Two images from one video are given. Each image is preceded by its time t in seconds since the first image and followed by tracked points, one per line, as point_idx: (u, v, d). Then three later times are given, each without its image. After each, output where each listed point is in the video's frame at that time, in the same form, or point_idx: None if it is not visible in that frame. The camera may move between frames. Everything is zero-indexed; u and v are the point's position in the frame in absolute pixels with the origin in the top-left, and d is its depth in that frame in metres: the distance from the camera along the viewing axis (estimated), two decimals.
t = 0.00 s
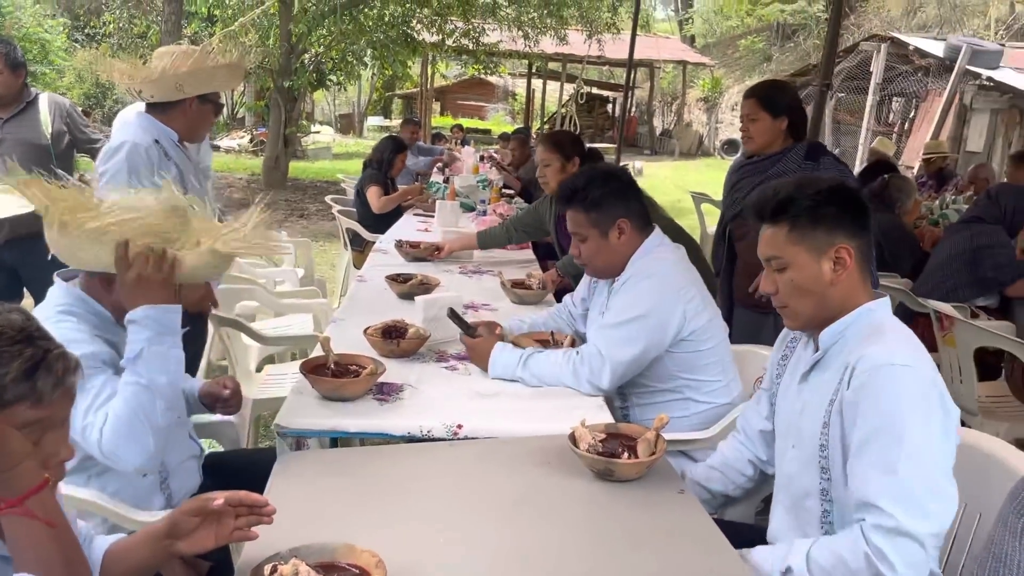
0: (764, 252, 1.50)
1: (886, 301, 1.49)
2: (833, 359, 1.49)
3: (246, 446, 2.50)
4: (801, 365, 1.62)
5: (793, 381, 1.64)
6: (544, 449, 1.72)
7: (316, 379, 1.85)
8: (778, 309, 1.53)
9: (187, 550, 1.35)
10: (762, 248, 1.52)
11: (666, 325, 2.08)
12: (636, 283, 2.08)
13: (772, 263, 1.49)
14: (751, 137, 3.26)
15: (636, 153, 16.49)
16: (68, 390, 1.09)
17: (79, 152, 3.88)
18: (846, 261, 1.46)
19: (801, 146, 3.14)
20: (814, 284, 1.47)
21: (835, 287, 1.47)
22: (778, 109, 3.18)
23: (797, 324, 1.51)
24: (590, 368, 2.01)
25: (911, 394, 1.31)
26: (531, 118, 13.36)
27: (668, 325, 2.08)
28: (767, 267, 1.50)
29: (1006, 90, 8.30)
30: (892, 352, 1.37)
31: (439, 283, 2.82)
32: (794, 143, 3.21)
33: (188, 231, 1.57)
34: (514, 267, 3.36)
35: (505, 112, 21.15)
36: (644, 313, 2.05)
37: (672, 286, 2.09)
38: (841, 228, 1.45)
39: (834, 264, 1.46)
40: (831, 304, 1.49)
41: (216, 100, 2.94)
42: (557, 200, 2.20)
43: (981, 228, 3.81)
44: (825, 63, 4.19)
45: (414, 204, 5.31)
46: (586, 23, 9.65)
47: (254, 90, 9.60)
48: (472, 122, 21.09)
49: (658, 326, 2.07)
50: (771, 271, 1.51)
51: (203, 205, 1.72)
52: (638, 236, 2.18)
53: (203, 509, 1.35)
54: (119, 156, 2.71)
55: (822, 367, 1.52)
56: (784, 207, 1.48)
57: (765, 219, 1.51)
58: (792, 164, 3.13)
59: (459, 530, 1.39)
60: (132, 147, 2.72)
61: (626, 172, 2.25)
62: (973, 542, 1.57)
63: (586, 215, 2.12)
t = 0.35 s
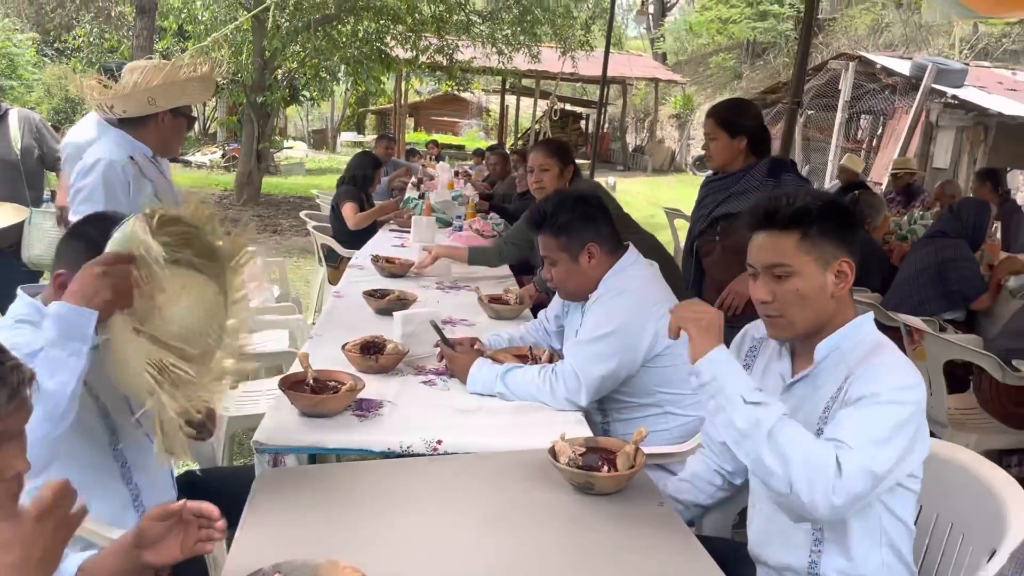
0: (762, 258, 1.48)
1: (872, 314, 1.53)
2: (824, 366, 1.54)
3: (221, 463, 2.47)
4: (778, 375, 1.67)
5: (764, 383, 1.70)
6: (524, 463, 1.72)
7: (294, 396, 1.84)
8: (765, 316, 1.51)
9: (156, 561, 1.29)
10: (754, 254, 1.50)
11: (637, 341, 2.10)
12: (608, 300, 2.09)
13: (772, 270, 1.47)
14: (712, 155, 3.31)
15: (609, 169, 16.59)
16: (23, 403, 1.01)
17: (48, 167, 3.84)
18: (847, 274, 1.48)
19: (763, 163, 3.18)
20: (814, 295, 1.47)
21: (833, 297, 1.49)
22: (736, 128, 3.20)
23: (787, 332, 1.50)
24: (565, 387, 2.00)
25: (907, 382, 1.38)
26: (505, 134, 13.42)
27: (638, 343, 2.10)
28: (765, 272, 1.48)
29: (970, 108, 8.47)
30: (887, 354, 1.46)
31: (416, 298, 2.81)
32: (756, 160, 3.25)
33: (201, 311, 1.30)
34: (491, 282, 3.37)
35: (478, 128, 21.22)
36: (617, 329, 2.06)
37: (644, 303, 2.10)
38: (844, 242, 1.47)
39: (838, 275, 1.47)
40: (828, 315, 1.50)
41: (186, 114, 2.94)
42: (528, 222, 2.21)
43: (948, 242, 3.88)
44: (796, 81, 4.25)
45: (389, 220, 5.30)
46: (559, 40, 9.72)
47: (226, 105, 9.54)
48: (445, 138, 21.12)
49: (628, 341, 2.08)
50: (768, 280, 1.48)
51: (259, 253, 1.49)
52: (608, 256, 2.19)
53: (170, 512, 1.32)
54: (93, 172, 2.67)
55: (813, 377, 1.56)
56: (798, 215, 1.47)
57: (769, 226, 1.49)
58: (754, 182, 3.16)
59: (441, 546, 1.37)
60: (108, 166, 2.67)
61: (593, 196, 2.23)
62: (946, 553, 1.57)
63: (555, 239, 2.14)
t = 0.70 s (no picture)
0: (788, 259, 1.44)
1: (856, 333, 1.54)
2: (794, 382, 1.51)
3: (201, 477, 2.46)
4: (751, 386, 1.65)
5: (737, 396, 1.68)
6: (507, 475, 1.72)
7: (277, 408, 1.84)
8: (775, 320, 1.48)
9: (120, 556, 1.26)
10: (771, 254, 1.46)
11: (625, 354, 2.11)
12: (594, 311, 2.11)
13: (797, 273, 1.44)
14: (689, 166, 3.31)
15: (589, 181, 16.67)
16: None
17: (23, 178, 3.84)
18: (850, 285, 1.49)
19: (738, 176, 3.24)
20: (828, 306, 1.46)
21: (839, 310, 1.49)
22: (712, 140, 3.23)
23: (796, 339, 1.47)
24: (547, 398, 2.01)
25: (853, 406, 1.36)
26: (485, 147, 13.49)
27: (623, 357, 2.10)
28: (787, 274, 1.45)
29: (944, 122, 8.60)
30: (846, 376, 1.42)
31: (398, 310, 2.82)
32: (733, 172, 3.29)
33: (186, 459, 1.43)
34: (472, 295, 3.38)
35: (459, 141, 21.29)
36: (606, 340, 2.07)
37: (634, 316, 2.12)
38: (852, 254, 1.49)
39: (846, 284, 1.48)
40: (831, 327, 1.49)
41: (167, 127, 2.92)
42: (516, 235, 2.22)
43: (922, 255, 3.94)
44: (774, 95, 4.31)
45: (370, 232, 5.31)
46: (539, 54, 9.78)
47: (206, 117, 9.50)
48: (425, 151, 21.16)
49: (617, 354, 2.08)
50: (785, 280, 1.45)
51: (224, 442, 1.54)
52: (594, 271, 2.20)
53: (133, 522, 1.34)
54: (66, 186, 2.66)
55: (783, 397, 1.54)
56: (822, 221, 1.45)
57: (794, 227, 1.45)
58: (730, 195, 3.20)
59: (425, 558, 1.37)
60: (81, 179, 2.67)
61: (577, 211, 2.28)
62: (924, 561, 1.59)
63: (542, 253, 2.15)
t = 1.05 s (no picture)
0: (749, 283, 1.38)
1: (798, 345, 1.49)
2: (747, 412, 1.43)
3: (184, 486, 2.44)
4: (698, 414, 1.57)
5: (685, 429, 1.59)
6: (492, 484, 1.72)
7: (262, 418, 1.83)
8: (731, 344, 1.41)
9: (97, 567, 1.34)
10: (730, 278, 1.39)
11: (605, 365, 2.11)
12: (578, 321, 2.11)
13: (759, 297, 1.39)
14: (678, 175, 3.38)
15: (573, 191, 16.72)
16: None
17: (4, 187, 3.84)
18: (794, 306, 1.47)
19: (723, 185, 3.26)
20: (783, 330, 1.42)
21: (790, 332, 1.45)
22: (704, 150, 3.31)
23: (753, 365, 1.41)
24: (533, 406, 2.01)
25: (818, 432, 1.30)
26: (470, 157, 13.52)
27: (608, 363, 2.12)
28: (747, 298, 1.39)
29: (924, 132, 8.69)
30: (801, 401, 1.34)
31: (383, 319, 2.81)
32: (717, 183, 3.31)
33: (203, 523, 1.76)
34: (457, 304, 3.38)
35: (443, 151, 21.32)
36: (585, 351, 2.08)
37: (613, 327, 2.13)
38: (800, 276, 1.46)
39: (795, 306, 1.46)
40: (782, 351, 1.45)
41: (151, 138, 2.91)
42: (502, 245, 2.22)
43: (903, 264, 3.97)
44: (757, 106, 4.35)
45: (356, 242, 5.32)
46: (524, 64, 9.82)
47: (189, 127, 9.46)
48: (410, 160, 21.17)
49: (598, 364, 2.10)
50: (745, 306, 1.39)
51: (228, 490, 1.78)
52: (579, 282, 2.21)
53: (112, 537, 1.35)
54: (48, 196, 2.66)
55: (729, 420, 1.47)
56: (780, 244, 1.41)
57: (754, 250, 1.40)
58: (714, 204, 3.22)
59: (408, 566, 1.37)
60: (59, 187, 2.66)
61: (562, 222, 2.29)
62: (907, 567, 1.59)
63: (526, 265, 2.16)
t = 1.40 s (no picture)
0: (690, 292, 1.40)
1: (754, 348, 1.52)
2: (708, 420, 1.45)
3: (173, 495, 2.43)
4: (666, 430, 1.58)
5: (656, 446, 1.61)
6: (481, 491, 1.71)
7: (252, 425, 1.83)
8: (677, 354, 1.43)
9: None
10: (671, 287, 1.41)
11: (595, 370, 2.12)
12: (568, 326, 2.12)
13: (699, 306, 1.41)
14: (680, 181, 3.34)
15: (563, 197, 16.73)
16: None
17: None
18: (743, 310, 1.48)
19: (713, 192, 3.27)
20: (731, 335, 1.43)
21: (742, 337, 1.46)
22: (703, 155, 3.32)
23: (699, 372, 1.43)
24: (523, 413, 2.02)
25: (775, 433, 1.31)
26: (459, 164, 13.54)
27: (597, 368, 2.12)
28: (688, 307, 1.41)
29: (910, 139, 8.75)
30: (756, 402, 1.36)
31: (373, 326, 2.81)
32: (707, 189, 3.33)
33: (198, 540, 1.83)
34: (446, 310, 3.38)
35: (433, 157, 21.34)
36: (574, 356, 2.08)
37: (601, 332, 2.13)
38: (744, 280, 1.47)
39: (741, 314, 1.46)
40: (737, 357, 1.46)
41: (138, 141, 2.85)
42: (489, 254, 2.23)
43: (885, 270, 4.01)
44: (744, 114, 4.37)
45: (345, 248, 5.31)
46: (513, 72, 9.82)
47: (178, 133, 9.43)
48: (399, 167, 21.17)
49: (588, 368, 2.10)
50: (688, 315, 1.41)
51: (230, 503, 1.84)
52: (567, 290, 2.22)
53: None
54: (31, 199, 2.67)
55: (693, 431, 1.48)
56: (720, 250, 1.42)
57: (693, 260, 1.41)
58: (705, 211, 3.24)
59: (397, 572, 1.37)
60: (43, 191, 2.67)
61: (550, 230, 2.29)
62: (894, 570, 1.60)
63: (514, 273, 2.17)
